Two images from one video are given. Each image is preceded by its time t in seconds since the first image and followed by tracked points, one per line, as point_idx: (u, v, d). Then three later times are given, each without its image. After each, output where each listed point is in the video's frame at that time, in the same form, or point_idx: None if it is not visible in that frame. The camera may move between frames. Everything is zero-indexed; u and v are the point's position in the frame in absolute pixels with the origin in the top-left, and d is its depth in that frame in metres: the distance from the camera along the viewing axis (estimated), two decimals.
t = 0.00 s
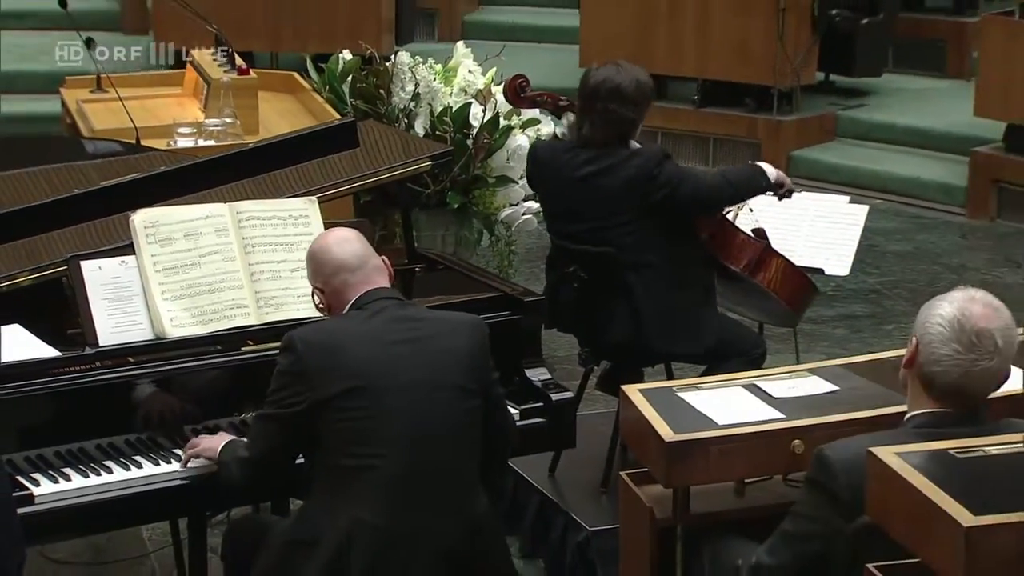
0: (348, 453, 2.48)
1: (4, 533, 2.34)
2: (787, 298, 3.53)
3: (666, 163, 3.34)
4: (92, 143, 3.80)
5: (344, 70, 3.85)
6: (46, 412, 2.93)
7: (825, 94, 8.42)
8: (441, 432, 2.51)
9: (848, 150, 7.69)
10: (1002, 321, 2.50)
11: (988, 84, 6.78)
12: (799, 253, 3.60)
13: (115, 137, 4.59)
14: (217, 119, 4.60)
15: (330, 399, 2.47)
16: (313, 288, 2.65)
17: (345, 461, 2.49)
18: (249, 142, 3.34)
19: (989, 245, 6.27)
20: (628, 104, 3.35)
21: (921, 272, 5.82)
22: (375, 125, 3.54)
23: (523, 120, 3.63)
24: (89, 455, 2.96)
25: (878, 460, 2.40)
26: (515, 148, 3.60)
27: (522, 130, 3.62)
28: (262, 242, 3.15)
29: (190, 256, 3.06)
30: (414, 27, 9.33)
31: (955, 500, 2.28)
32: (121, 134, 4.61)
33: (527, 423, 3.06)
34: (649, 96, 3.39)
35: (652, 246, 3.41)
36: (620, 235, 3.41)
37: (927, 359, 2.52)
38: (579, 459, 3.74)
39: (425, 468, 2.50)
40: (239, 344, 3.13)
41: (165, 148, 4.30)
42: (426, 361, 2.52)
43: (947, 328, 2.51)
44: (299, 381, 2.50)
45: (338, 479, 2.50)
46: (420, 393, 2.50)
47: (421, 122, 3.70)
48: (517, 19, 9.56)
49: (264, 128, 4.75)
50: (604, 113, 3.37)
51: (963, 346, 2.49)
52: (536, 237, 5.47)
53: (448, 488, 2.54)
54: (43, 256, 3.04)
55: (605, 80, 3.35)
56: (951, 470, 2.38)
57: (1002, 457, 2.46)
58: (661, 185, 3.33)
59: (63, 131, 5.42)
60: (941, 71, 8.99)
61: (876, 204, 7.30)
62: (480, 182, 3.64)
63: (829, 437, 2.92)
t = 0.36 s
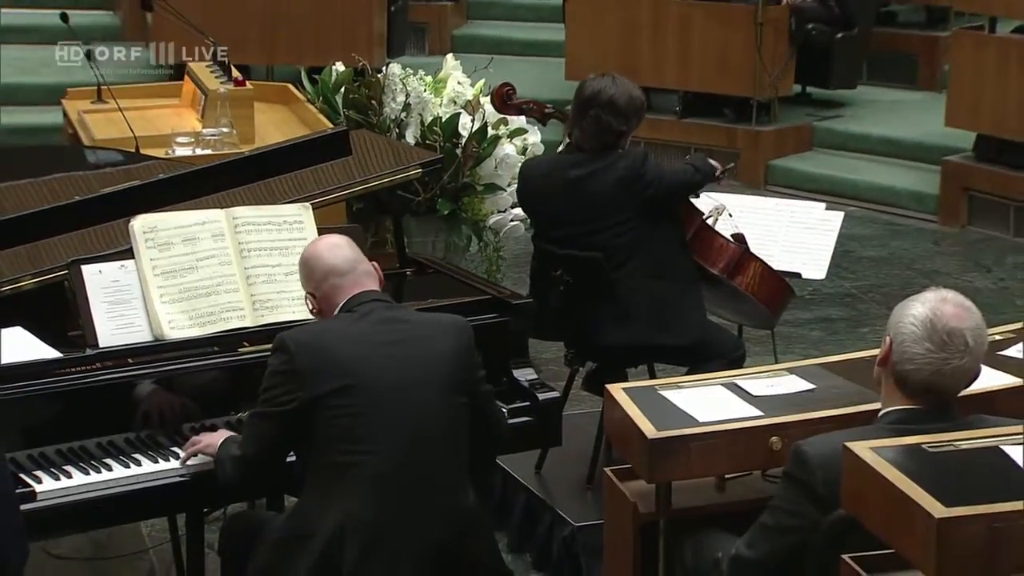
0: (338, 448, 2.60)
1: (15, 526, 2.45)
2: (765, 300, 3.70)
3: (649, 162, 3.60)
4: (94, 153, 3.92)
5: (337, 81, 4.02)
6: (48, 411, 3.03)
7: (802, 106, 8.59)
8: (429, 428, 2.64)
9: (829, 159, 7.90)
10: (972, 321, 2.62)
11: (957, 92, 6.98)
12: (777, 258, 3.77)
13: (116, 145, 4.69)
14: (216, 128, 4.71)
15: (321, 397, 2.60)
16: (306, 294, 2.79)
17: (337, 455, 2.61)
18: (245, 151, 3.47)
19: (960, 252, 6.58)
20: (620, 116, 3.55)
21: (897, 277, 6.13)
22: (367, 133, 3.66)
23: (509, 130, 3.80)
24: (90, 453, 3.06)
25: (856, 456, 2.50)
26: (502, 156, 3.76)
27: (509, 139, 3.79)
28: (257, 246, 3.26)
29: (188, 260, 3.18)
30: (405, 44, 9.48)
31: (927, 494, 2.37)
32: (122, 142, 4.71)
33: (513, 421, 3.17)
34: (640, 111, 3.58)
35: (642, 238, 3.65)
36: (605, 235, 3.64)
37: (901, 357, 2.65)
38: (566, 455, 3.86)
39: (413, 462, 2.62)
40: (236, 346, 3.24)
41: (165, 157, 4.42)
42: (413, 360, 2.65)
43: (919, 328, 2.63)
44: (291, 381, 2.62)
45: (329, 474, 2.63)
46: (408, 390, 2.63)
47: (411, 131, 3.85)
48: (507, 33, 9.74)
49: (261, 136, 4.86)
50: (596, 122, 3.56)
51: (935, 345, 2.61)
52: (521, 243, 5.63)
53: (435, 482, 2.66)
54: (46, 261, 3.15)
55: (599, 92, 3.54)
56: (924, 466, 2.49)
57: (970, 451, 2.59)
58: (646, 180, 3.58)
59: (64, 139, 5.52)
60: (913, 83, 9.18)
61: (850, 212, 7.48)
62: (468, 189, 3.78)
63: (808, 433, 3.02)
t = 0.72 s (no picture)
0: (333, 449, 2.71)
1: (26, 523, 2.55)
2: (748, 305, 3.86)
3: (627, 164, 3.70)
4: (97, 165, 4.02)
5: (335, 96, 4.19)
6: (53, 414, 3.13)
7: (785, 119, 8.72)
8: (420, 428, 2.75)
9: (808, 171, 8.00)
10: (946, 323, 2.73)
11: (934, 106, 7.06)
12: (760, 265, 3.94)
13: (120, 157, 4.79)
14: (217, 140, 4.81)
15: (316, 399, 2.70)
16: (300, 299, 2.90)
17: (332, 456, 2.71)
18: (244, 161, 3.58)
19: (936, 259, 6.72)
20: (615, 128, 3.72)
21: (875, 285, 6.24)
22: (364, 144, 3.79)
23: (501, 142, 4.00)
24: (94, 453, 3.16)
25: (838, 455, 2.60)
26: (494, 167, 3.96)
27: (501, 151, 3.99)
28: (257, 253, 3.36)
29: (190, 266, 3.28)
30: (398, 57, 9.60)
31: (906, 489, 2.48)
32: (126, 155, 4.82)
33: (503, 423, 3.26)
34: (635, 127, 3.76)
35: (624, 243, 3.75)
36: (592, 240, 3.75)
37: (880, 359, 2.76)
38: (557, 457, 3.97)
39: (406, 461, 2.73)
40: (236, 350, 3.34)
41: (167, 168, 4.53)
42: (405, 362, 2.76)
43: (897, 330, 2.74)
44: (286, 385, 2.72)
45: (325, 475, 2.73)
46: (399, 391, 2.74)
47: (407, 142, 4.03)
48: (496, 49, 9.88)
49: (261, 147, 4.96)
50: (591, 131, 3.73)
51: (913, 347, 2.73)
52: (512, 253, 5.74)
53: (427, 480, 2.77)
54: (52, 268, 3.26)
55: (596, 103, 3.71)
56: (902, 463, 2.60)
57: (948, 448, 2.70)
58: (622, 182, 3.68)
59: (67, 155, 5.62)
60: (892, 97, 9.28)
61: (831, 222, 7.57)
62: (461, 199, 3.97)
63: (789, 432, 3.12)
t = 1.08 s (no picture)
0: (330, 447, 2.82)
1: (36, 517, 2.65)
2: (732, 305, 4.01)
3: (607, 159, 3.86)
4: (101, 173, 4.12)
5: (332, 106, 4.39)
6: (58, 413, 3.23)
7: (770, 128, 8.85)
8: (415, 425, 2.87)
9: (790, 179, 8.09)
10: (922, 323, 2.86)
11: (911, 118, 7.23)
12: (745, 269, 4.08)
13: (123, 164, 4.89)
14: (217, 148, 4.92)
15: (313, 399, 2.81)
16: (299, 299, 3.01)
17: (329, 453, 2.82)
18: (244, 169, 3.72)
19: (913, 265, 6.85)
20: (596, 131, 3.91)
21: (855, 289, 6.35)
22: (360, 151, 3.94)
23: (494, 149, 4.15)
24: (98, 451, 3.26)
25: (820, 450, 2.71)
26: (487, 174, 4.13)
27: (494, 158, 4.15)
28: (256, 257, 3.49)
29: (191, 270, 3.40)
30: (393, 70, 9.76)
31: (886, 484, 2.58)
32: (129, 162, 4.92)
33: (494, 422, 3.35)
34: (615, 129, 3.95)
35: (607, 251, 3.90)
36: (584, 241, 3.91)
37: (860, 357, 2.88)
38: (548, 455, 4.08)
39: (400, 457, 2.85)
40: (236, 351, 3.43)
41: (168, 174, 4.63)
42: (399, 361, 2.87)
43: (877, 329, 2.86)
44: (284, 384, 2.83)
45: (323, 472, 2.84)
46: (394, 389, 2.85)
47: (402, 150, 4.20)
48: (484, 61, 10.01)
49: (260, 155, 5.06)
50: (573, 136, 3.92)
51: (891, 345, 2.85)
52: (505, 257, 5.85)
53: (421, 475, 2.89)
54: (58, 271, 3.36)
55: (577, 109, 3.90)
56: (882, 458, 2.70)
57: (926, 443, 2.80)
58: (601, 176, 3.84)
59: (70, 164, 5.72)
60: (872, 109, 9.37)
61: (813, 229, 7.69)
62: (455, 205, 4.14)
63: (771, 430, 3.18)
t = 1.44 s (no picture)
0: (320, 442, 2.95)
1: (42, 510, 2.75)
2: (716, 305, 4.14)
3: (594, 162, 4.00)
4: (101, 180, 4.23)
5: (326, 113, 4.55)
6: (59, 411, 3.34)
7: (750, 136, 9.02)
8: (402, 417, 2.99)
9: (772, 185, 8.25)
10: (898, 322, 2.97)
11: (886, 128, 7.40)
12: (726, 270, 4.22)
13: (122, 170, 4.99)
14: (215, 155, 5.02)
15: (302, 396, 2.95)
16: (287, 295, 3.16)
17: (320, 448, 2.95)
18: (241, 175, 3.86)
19: (888, 267, 7.00)
20: (568, 132, 4.02)
21: (834, 291, 6.50)
22: (354, 158, 4.07)
23: (483, 156, 4.31)
24: (98, 447, 3.37)
25: (798, 444, 2.83)
26: (476, 179, 4.26)
27: (482, 164, 4.30)
28: (252, 260, 3.60)
29: (189, 271, 3.50)
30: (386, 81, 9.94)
31: (862, 476, 2.71)
32: (128, 169, 5.02)
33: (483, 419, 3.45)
34: (583, 124, 4.06)
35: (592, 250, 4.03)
36: (568, 246, 4.05)
37: (837, 354, 2.99)
38: (536, 452, 4.20)
39: (389, 449, 2.97)
40: (233, 350, 3.54)
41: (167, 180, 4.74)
42: (385, 357, 3.01)
43: (853, 327, 2.97)
44: (276, 383, 2.97)
45: (314, 467, 2.97)
46: (381, 383, 2.98)
47: (394, 157, 4.35)
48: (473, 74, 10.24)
49: (257, 162, 5.17)
50: (547, 146, 4.03)
51: (867, 343, 2.95)
52: (495, 260, 5.98)
53: (411, 466, 3.00)
54: (59, 273, 3.47)
55: (543, 117, 4.03)
56: (858, 450, 2.83)
57: (900, 437, 2.92)
58: (593, 177, 3.98)
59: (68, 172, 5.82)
60: (848, 118, 9.56)
61: (792, 233, 7.84)
62: (446, 210, 4.26)
63: (753, 424, 3.23)
